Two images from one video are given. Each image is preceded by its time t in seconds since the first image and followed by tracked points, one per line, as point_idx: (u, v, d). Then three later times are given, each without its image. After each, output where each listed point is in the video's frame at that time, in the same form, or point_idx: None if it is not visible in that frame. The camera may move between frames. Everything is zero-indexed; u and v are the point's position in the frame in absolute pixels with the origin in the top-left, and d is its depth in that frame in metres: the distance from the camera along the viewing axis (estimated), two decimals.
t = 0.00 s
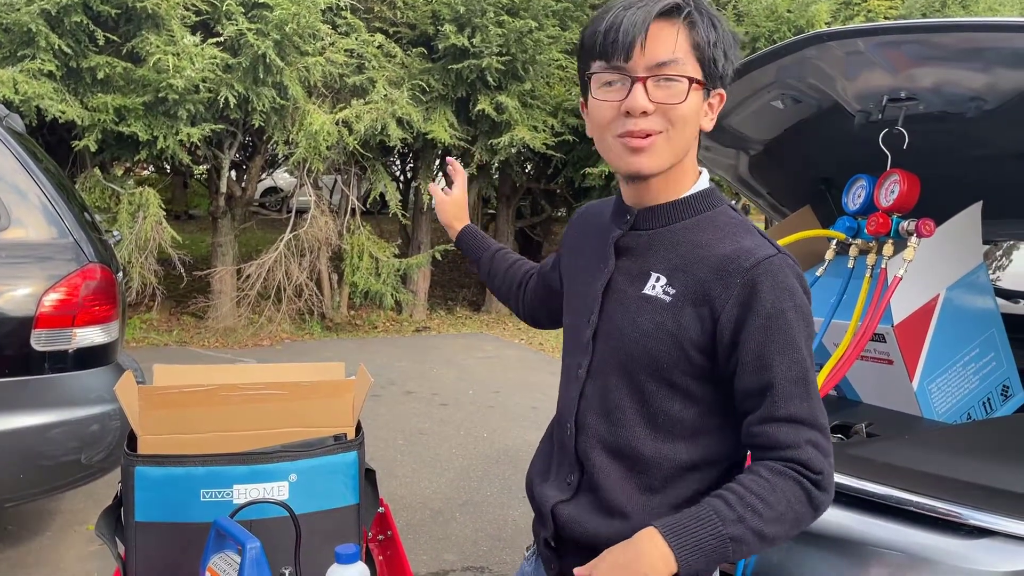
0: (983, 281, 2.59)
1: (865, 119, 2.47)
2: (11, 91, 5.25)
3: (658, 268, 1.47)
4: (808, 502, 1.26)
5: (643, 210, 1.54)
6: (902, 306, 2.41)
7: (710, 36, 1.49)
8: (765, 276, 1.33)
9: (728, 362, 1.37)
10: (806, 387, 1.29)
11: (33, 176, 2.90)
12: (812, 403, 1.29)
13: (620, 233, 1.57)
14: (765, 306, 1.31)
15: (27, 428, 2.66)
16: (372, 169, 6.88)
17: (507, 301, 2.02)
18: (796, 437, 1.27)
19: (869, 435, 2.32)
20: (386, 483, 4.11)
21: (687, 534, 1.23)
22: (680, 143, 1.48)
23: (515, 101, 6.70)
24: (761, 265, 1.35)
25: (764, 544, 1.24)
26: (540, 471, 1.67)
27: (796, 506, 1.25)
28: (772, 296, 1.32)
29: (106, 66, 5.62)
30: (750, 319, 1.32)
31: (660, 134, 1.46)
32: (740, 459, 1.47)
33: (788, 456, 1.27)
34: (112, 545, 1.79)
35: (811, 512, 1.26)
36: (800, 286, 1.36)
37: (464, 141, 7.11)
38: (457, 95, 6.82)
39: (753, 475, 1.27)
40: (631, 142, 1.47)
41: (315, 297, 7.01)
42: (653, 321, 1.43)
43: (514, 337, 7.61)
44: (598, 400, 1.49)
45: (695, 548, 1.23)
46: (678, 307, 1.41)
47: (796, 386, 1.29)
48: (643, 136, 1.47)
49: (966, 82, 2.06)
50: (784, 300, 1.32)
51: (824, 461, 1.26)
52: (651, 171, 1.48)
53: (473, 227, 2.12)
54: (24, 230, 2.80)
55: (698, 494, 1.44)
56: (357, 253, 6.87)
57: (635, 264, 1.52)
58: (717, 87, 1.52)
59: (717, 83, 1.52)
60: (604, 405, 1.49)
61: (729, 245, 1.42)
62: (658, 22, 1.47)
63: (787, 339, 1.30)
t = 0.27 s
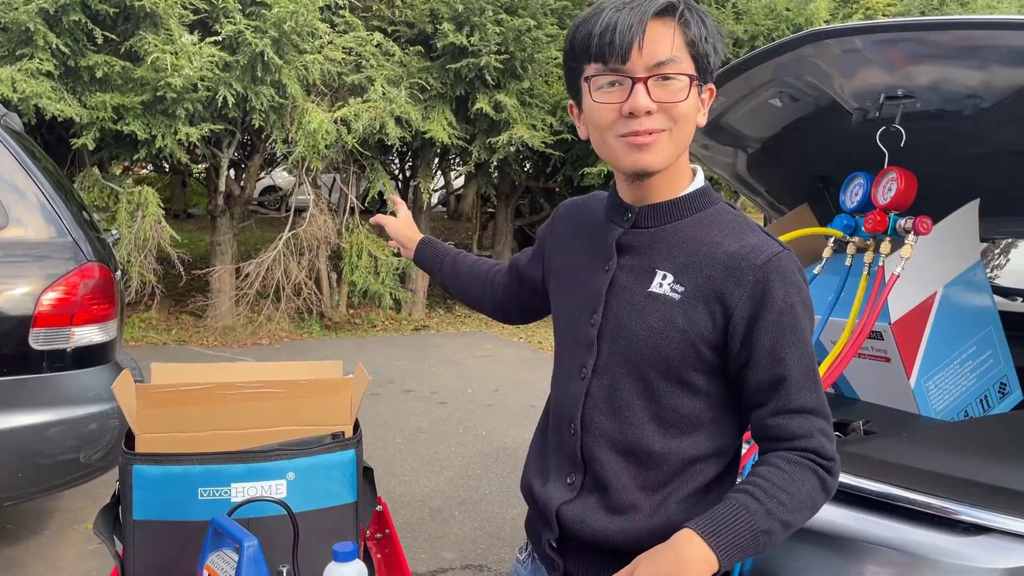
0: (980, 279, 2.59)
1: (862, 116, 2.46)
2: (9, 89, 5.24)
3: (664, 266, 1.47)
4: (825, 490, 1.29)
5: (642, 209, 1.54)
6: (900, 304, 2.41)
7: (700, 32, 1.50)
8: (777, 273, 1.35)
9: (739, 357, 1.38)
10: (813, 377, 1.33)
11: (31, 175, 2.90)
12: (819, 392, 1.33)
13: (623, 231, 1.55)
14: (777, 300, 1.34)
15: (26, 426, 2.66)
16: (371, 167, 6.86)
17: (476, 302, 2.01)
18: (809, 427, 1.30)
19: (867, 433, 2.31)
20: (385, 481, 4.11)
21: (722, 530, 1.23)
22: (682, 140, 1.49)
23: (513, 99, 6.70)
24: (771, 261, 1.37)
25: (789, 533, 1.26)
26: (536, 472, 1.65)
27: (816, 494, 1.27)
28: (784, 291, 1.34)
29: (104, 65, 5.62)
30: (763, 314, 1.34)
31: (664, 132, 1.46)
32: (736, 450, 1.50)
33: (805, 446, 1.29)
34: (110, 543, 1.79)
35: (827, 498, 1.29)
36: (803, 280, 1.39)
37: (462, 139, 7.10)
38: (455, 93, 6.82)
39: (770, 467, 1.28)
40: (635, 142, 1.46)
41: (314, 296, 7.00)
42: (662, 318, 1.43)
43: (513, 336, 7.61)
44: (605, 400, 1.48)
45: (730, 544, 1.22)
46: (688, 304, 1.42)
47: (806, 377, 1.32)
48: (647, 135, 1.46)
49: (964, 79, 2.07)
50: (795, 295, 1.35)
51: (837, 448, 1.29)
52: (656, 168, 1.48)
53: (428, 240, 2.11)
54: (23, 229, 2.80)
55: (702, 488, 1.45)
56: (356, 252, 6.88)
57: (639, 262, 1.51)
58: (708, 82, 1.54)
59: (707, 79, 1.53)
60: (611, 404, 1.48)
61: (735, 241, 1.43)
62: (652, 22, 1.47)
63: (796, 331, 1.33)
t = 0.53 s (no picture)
0: (978, 277, 2.59)
1: (860, 115, 2.47)
2: (8, 88, 5.25)
3: (655, 261, 1.47)
4: (822, 478, 1.29)
5: (632, 205, 1.54)
6: (897, 302, 2.41)
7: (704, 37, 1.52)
8: (768, 263, 1.37)
9: (733, 350, 1.39)
10: (806, 366, 1.34)
11: (30, 174, 2.90)
12: (813, 381, 1.34)
13: (613, 228, 1.56)
14: (768, 291, 1.35)
15: (25, 426, 2.66)
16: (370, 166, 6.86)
17: (463, 305, 2.00)
18: (804, 415, 1.30)
19: (865, 431, 2.32)
20: (384, 480, 4.12)
21: (722, 521, 1.23)
22: (677, 142, 1.50)
23: (512, 98, 6.70)
24: (761, 252, 1.39)
25: (791, 521, 1.26)
26: (536, 474, 1.64)
27: (813, 482, 1.28)
28: (774, 280, 1.36)
29: (103, 64, 5.61)
30: (755, 305, 1.35)
31: (660, 131, 1.47)
32: (735, 447, 1.50)
33: (801, 434, 1.30)
34: (109, 542, 1.79)
35: (825, 484, 1.30)
36: (793, 270, 1.41)
37: (461, 138, 7.09)
38: (454, 92, 6.82)
39: (766, 457, 1.29)
40: (630, 138, 1.47)
41: (313, 295, 7.01)
42: (657, 313, 1.44)
43: (513, 334, 7.62)
44: (604, 396, 1.48)
45: (731, 534, 1.22)
46: (681, 298, 1.42)
47: (799, 366, 1.33)
48: (644, 131, 1.47)
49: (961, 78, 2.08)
50: (785, 284, 1.36)
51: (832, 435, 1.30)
52: (648, 166, 1.49)
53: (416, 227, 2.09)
54: (22, 228, 2.80)
55: (704, 483, 1.45)
56: (355, 251, 6.89)
57: (631, 258, 1.51)
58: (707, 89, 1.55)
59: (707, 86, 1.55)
60: (610, 401, 1.48)
61: (725, 234, 1.44)
62: (665, 22, 1.47)
63: (788, 321, 1.34)
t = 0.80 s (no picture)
0: (977, 276, 2.59)
1: (859, 114, 2.47)
2: (7, 88, 5.25)
3: (662, 258, 1.48)
4: (820, 478, 1.30)
5: (639, 203, 1.54)
6: (896, 300, 2.42)
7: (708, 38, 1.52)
8: (774, 263, 1.37)
9: (737, 348, 1.39)
10: (809, 367, 1.35)
11: (29, 173, 2.90)
12: (816, 382, 1.35)
13: (620, 225, 1.56)
14: (774, 290, 1.35)
15: (25, 425, 2.66)
16: (369, 165, 6.86)
17: (467, 309, 1.99)
18: (807, 416, 1.31)
19: (864, 429, 2.32)
20: (383, 479, 4.12)
21: (718, 514, 1.24)
22: (685, 143, 1.50)
23: (511, 96, 6.70)
24: (768, 252, 1.39)
25: (787, 520, 1.27)
26: (536, 471, 1.64)
27: (813, 482, 1.29)
28: (782, 280, 1.36)
29: (102, 63, 5.61)
30: (761, 304, 1.36)
31: (667, 133, 1.48)
32: (736, 446, 1.51)
33: (803, 434, 1.30)
34: (109, 541, 1.79)
35: (823, 486, 1.31)
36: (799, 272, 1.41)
37: (460, 137, 7.09)
38: (453, 91, 6.82)
39: (768, 455, 1.30)
40: (638, 141, 1.48)
41: (312, 294, 7.01)
42: (662, 309, 1.44)
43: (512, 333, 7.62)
44: (607, 392, 1.48)
45: (726, 529, 1.23)
46: (687, 295, 1.43)
47: (803, 366, 1.34)
48: (651, 134, 1.48)
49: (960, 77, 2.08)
50: (791, 285, 1.37)
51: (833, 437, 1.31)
52: (656, 168, 1.49)
53: (421, 227, 2.07)
54: (21, 228, 2.80)
55: (704, 481, 1.46)
56: (354, 250, 6.89)
57: (637, 255, 1.51)
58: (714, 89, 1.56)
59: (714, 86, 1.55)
60: (614, 396, 1.48)
61: (732, 233, 1.44)
62: (670, 24, 1.47)
63: (793, 321, 1.35)
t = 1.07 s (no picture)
0: (976, 275, 2.59)
1: (859, 113, 2.47)
2: (5, 87, 5.25)
3: (665, 252, 1.48)
4: (824, 476, 1.29)
5: (644, 198, 1.55)
6: (896, 298, 2.42)
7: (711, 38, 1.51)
8: (776, 256, 1.37)
9: (739, 343, 1.39)
10: (814, 363, 1.34)
11: (28, 173, 2.90)
12: (821, 379, 1.34)
13: (624, 220, 1.57)
14: (776, 284, 1.35)
15: (24, 424, 2.65)
16: (368, 164, 6.86)
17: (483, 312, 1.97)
18: (810, 411, 1.31)
19: (864, 428, 2.31)
20: (383, 478, 4.12)
21: (725, 504, 1.24)
22: (691, 145, 1.51)
23: (509, 95, 6.69)
24: (771, 246, 1.39)
25: (789, 515, 1.27)
26: (539, 467, 1.64)
27: (816, 479, 1.28)
28: (784, 274, 1.36)
29: (100, 62, 5.60)
30: (763, 298, 1.35)
31: (673, 137, 1.48)
32: (742, 443, 1.51)
33: (805, 429, 1.30)
34: (109, 540, 1.79)
35: (827, 484, 1.29)
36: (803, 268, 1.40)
37: (459, 136, 7.09)
38: (452, 90, 6.81)
39: (773, 450, 1.29)
40: (644, 147, 1.49)
41: (311, 293, 7.01)
42: (664, 302, 1.44)
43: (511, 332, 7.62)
44: (608, 385, 1.49)
45: (730, 520, 1.24)
46: (689, 288, 1.43)
47: (807, 362, 1.33)
48: (657, 139, 1.48)
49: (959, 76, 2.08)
50: (793, 278, 1.36)
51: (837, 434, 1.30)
52: (663, 172, 1.50)
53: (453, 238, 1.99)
54: (19, 227, 2.80)
55: (707, 476, 1.45)
56: (353, 249, 6.90)
57: (639, 249, 1.52)
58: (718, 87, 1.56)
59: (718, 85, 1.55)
60: (615, 389, 1.48)
61: (735, 228, 1.44)
62: (672, 29, 1.46)
63: (796, 316, 1.34)
